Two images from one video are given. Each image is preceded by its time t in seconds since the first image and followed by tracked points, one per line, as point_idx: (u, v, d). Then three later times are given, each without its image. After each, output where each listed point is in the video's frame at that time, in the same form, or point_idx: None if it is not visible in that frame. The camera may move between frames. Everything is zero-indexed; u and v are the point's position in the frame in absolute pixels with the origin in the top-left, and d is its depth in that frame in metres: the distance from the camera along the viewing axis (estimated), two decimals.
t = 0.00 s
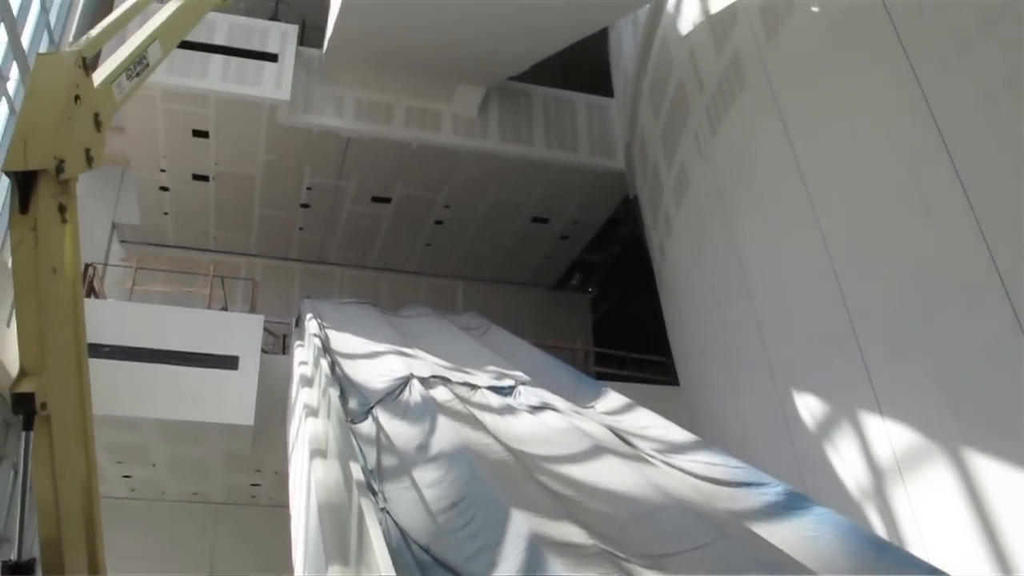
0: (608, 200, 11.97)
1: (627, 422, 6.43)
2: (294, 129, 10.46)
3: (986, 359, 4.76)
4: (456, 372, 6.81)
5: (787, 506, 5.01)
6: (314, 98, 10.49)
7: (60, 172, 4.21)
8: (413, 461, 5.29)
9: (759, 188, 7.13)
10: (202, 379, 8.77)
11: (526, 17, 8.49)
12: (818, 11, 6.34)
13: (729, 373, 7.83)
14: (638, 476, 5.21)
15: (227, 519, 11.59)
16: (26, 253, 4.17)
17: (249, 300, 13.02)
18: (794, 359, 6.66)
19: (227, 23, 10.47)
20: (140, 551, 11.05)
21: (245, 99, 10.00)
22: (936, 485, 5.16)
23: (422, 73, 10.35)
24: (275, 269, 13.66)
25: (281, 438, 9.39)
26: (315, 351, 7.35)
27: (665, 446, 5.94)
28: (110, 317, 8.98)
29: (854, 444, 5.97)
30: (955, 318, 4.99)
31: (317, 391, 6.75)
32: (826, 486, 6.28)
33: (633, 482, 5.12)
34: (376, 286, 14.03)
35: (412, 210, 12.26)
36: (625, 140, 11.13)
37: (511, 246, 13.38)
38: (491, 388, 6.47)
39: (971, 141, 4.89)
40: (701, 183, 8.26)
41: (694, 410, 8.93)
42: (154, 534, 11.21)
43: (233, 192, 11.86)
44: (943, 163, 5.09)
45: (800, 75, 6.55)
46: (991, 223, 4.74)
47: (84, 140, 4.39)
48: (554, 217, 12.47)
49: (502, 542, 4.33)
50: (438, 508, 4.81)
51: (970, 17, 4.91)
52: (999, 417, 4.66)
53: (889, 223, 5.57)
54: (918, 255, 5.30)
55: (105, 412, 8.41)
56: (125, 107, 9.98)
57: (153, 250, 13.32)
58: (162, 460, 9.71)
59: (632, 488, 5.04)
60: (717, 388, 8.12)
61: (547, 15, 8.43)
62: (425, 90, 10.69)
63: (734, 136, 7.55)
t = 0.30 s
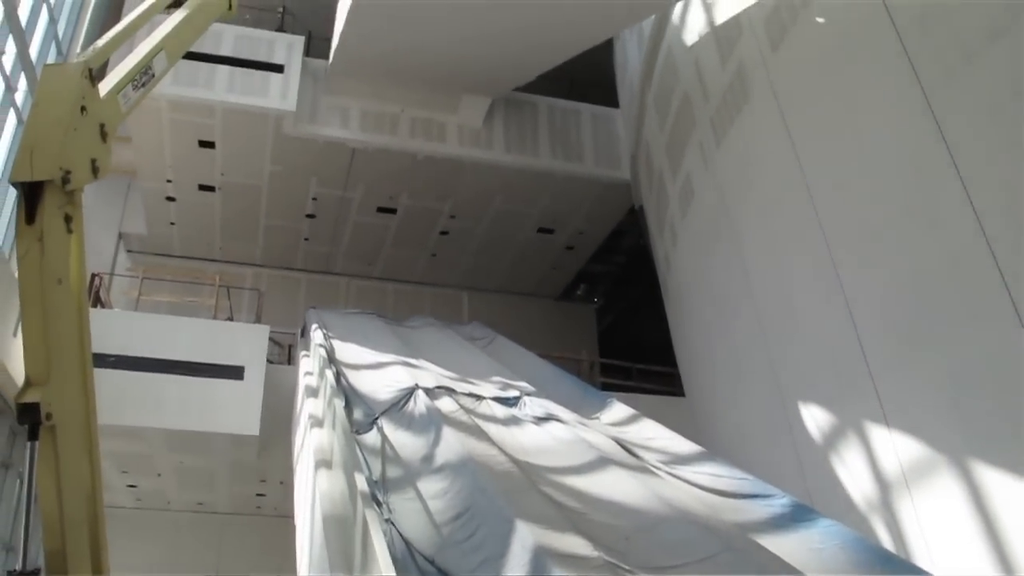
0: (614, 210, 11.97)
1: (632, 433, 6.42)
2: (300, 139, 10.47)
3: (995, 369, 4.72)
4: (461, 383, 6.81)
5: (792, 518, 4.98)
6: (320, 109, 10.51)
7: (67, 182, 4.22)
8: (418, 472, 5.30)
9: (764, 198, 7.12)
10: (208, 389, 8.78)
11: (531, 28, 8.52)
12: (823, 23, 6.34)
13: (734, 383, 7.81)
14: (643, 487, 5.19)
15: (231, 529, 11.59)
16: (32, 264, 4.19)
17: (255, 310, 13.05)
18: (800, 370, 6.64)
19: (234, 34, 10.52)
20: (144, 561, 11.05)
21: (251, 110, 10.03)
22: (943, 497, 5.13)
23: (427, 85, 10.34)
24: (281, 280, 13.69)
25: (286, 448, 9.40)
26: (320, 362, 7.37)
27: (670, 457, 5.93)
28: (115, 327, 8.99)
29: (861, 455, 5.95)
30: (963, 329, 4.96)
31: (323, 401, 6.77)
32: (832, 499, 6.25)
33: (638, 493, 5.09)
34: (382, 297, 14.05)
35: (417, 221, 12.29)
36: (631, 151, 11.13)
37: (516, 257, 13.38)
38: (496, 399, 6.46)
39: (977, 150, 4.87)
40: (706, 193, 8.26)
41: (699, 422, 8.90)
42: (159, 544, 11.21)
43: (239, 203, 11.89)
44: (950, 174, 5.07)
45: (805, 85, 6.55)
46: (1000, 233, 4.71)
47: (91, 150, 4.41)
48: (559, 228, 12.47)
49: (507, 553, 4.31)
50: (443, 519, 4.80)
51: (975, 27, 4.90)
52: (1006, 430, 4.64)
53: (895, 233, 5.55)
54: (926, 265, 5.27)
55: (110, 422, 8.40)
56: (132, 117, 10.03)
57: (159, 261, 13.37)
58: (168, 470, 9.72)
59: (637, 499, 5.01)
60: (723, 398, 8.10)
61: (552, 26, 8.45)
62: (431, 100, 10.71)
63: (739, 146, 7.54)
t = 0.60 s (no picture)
0: (620, 213, 11.95)
1: (639, 437, 6.40)
2: (307, 143, 10.49)
3: (1003, 373, 4.70)
4: (467, 386, 6.80)
5: (800, 522, 4.96)
6: (326, 114, 10.52)
7: (73, 186, 4.23)
8: (424, 476, 5.28)
9: (770, 201, 7.10)
10: (215, 392, 8.80)
11: (537, 32, 8.53)
12: (829, 25, 6.34)
13: (741, 386, 7.79)
14: (650, 491, 5.18)
15: (238, 532, 11.60)
16: (38, 269, 4.19)
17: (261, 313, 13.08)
18: (807, 373, 6.62)
19: (240, 39, 10.56)
20: (151, 564, 11.07)
21: (257, 114, 10.06)
22: (951, 501, 5.10)
23: (433, 89, 10.35)
24: (287, 283, 13.72)
25: (292, 452, 9.41)
26: (327, 365, 7.38)
27: (677, 461, 5.91)
28: (123, 330, 9.02)
29: (868, 459, 5.92)
30: (970, 332, 4.94)
31: (329, 405, 6.77)
32: (839, 503, 6.23)
33: (644, 497, 5.08)
34: (388, 300, 14.07)
35: (424, 224, 12.30)
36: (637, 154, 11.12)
37: (523, 260, 13.37)
38: (502, 402, 6.46)
39: (983, 152, 4.86)
40: (712, 196, 8.25)
41: (706, 425, 8.88)
42: (166, 547, 11.23)
43: (246, 206, 11.92)
44: (956, 177, 5.05)
45: (811, 88, 6.54)
46: (1007, 236, 4.69)
47: (97, 154, 4.42)
48: (565, 231, 12.47)
49: (513, 556, 4.30)
50: (449, 522, 4.79)
51: (981, 30, 4.89)
52: (1015, 433, 4.62)
53: (902, 236, 5.53)
54: (933, 268, 5.25)
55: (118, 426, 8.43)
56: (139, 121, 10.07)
57: (167, 264, 13.42)
58: (175, 474, 9.75)
59: (643, 503, 5.00)
60: (730, 402, 8.08)
61: (558, 31, 8.47)
62: (437, 104, 10.72)
63: (745, 150, 7.53)
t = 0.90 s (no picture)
0: (627, 222, 11.95)
1: (645, 446, 6.38)
2: (314, 150, 10.52)
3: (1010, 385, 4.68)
4: (473, 395, 6.79)
5: (806, 534, 4.93)
6: (333, 122, 10.54)
7: (80, 195, 4.25)
8: (429, 485, 5.26)
9: (777, 211, 7.09)
10: (220, 400, 8.80)
11: (544, 41, 8.54)
12: (836, 35, 6.33)
13: (748, 396, 7.76)
14: (655, 501, 5.16)
15: (242, 539, 11.59)
16: (45, 277, 4.19)
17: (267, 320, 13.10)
18: (814, 384, 6.59)
19: (248, 46, 10.59)
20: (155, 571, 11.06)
21: (264, 122, 10.08)
22: (958, 513, 5.06)
23: (440, 98, 10.36)
24: (293, 290, 13.74)
25: (297, 460, 9.40)
26: (332, 373, 7.37)
27: (682, 471, 5.89)
28: (129, 336, 9.01)
29: (875, 470, 5.89)
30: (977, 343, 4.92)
31: (334, 413, 6.76)
32: (846, 514, 6.20)
33: (649, 507, 5.06)
34: (394, 307, 14.08)
35: (430, 232, 12.31)
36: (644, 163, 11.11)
37: (529, 268, 13.37)
38: (508, 411, 6.45)
39: (991, 162, 4.84)
40: (718, 205, 8.24)
41: (712, 435, 8.85)
42: (170, 554, 11.22)
43: (252, 213, 11.95)
44: (963, 188, 5.04)
45: (818, 98, 6.54)
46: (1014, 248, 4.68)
47: (105, 162, 4.43)
48: (571, 240, 12.47)
49: (517, 566, 4.28)
50: (454, 532, 4.77)
51: (989, 40, 4.89)
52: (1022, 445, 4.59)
53: (908, 246, 5.52)
54: (940, 280, 5.23)
55: (123, 432, 8.42)
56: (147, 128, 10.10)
57: (173, 271, 13.44)
58: (180, 481, 9.74)
59: (648, 513, 4.98)
60: (736, 411, 8.05)
61: (565, 40, 8.48)
62: (444, 112, 10.73)
63: (752, 159, 7.53)
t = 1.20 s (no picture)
0: (631, 234, 11.95)
1: (648, 459, 6.36)
2: (318, 162, 10.55)
3: (1015, 399, 4.66)
4: (476, 407, 6.78)
5: (811, 547, 4.89)
6: (338, 133, 10.57)
7: (84, 207, 4.26)
8: (432, 498, 5.23)
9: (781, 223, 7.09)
10: (223, 410, 8.80)
11: (549, 54, 8.56)
12: (840, 48, 6.34)
13: (752, 409, 7.74)
14: (658, 515, 5.14)
15: (245, 551, 11.56)
16: (49, 288, 4.22)
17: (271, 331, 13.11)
18: (818, 397, 6.57)
19: (253, 58, 10.63)
20: None
21: (269, 133, 10.10)
22: (964, 527, 5.03)
23: (445, 110, 10.38)
24: (297, 301, 13.75)
25: (300, 471, 9.38)
26: (335, 385, 7.35)
27: (686, 484, 5.86)
28: (132, 348, 9.02)
29: (879, 484, 5.86)
30: (982, 358, 4.91)
31: (337, 425, 6.74)
32: (850, 526, 6.16)
33: (652, 521, 5.04)
34: (397, 318, 14.08)
35: (433, 244, 12.31)
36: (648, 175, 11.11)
37: (532, 280, 13.36)
38: (511, 424, 6.43)
39: (995, 174, 4.84)
40: (722, 217, 8.24)
41: (716, 448, 8.82)
42: (172, 566, 11.19)
43: (257, 225, 11.97)
44: (967, 201, 5.04)
45: (822, 111, 6.54)
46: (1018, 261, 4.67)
47: (109, 175, 4.45)
48: (575, 252, 12.46)
49: None
50: (456, 545, 4.73)
51: (993, 53, 4.89)
52: None
53: (912, 259, 5.51)
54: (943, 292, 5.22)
55: (126, 443, 8.42)
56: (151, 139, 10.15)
57: (177, 282, 13.48)
58: (182, 492, 9.73)
59: (651, 527, 4.96)
60: (740, 424, 8.02)
61: (569, 53, 8.50)
62: (448, 124, 10.75)
63: (755, 172, 7.53)
